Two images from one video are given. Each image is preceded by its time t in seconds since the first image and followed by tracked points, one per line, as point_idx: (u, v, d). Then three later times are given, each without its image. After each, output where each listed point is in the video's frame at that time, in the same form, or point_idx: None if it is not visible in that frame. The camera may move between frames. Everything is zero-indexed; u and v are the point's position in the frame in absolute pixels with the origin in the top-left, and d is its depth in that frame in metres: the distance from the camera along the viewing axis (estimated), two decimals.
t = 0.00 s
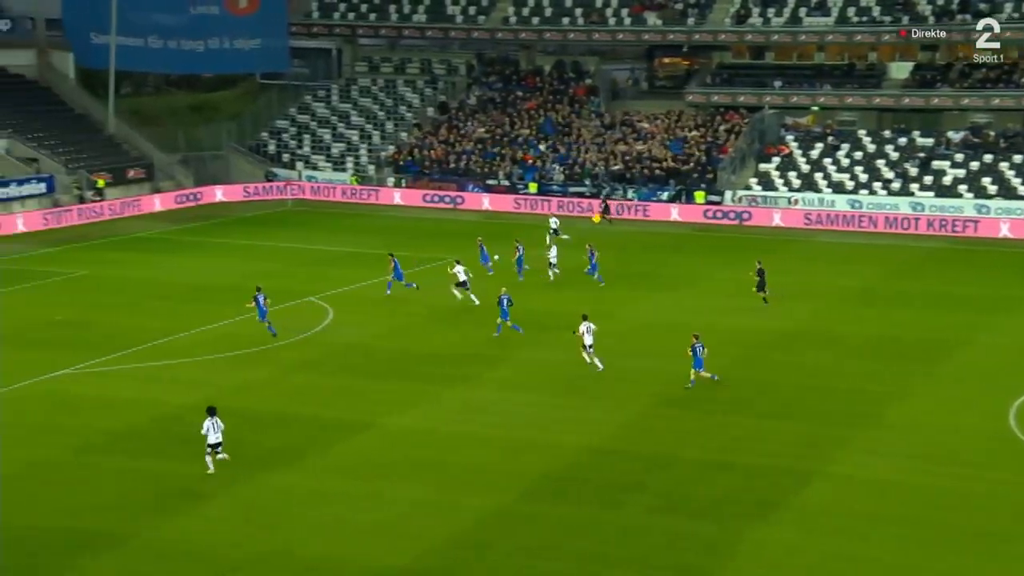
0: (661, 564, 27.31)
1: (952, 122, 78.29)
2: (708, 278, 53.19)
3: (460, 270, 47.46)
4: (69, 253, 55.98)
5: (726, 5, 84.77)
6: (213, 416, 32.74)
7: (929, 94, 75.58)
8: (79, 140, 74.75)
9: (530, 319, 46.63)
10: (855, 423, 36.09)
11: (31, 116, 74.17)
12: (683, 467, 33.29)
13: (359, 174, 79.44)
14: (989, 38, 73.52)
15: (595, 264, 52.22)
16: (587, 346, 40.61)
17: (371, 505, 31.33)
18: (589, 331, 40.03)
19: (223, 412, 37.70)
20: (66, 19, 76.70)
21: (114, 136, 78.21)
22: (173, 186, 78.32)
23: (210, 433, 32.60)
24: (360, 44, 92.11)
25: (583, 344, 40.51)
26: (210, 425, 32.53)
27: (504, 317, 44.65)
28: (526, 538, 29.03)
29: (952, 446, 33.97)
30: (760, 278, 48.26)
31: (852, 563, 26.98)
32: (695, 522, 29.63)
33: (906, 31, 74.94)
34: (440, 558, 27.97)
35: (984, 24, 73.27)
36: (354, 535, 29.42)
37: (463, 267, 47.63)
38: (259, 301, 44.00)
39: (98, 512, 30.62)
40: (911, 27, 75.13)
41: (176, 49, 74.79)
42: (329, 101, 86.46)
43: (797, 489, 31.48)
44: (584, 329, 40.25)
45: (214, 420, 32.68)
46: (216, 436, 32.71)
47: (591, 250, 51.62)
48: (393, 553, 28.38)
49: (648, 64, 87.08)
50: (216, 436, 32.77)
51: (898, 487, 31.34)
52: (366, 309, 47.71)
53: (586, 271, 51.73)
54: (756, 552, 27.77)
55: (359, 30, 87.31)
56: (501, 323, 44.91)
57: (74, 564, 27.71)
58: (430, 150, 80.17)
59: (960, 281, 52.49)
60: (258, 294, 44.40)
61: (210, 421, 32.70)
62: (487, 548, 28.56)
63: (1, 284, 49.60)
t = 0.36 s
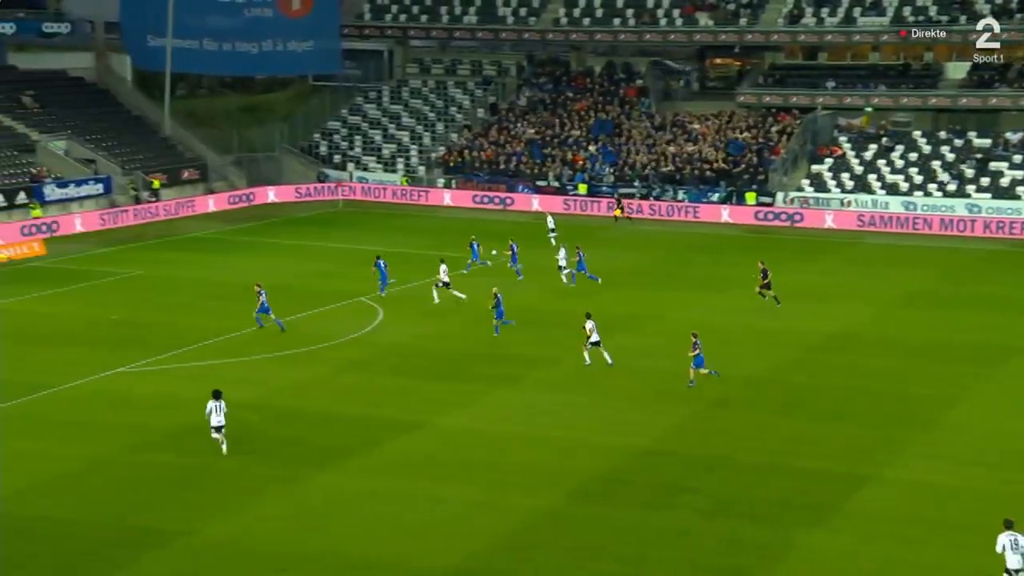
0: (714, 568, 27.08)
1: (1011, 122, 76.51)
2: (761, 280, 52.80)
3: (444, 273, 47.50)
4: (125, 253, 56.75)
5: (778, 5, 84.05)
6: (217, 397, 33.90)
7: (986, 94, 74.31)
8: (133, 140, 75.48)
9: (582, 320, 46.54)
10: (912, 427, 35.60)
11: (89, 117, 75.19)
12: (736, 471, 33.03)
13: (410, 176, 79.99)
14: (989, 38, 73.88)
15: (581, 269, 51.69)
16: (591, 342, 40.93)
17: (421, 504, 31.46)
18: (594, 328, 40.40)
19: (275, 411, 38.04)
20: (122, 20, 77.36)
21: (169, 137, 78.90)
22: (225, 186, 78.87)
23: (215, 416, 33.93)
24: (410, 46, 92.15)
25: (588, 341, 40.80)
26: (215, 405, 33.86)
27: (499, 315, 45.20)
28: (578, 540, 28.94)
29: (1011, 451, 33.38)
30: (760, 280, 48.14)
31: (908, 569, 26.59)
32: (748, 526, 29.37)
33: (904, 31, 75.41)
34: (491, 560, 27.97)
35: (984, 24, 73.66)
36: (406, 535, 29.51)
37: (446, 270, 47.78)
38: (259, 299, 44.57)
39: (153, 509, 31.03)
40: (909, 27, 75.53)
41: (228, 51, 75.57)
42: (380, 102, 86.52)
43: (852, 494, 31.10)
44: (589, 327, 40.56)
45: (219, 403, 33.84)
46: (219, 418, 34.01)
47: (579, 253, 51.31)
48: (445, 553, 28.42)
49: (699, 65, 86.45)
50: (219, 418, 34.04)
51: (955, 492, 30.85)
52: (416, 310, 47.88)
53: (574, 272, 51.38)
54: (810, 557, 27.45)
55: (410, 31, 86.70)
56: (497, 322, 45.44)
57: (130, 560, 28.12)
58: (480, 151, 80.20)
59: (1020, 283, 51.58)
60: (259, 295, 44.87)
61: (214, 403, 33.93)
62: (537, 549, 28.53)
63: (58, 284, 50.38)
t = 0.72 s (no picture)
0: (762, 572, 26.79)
1: None
2: (809, 282, 52.34)
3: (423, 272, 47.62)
4: (174, 253, 57.30)
5: (827, 5, 83.24)
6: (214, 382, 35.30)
7: None
8: (180, 141, 75.77)
9: (627, 321, 46.32)
10: (962, 431, 35.07)
11: (140, 118, 75.90)
12: (784, 474, 32.69)
13: (454, 177, 80.11)
14: (989, 38, 74.15)
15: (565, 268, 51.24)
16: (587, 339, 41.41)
17: (466, 504, 31.44)
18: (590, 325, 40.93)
19: (321, 411, 38.16)
20: (173, 20, 78.17)
21: (216, 138, 78.86)
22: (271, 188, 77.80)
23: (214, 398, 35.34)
24: (455, 47, 92.22)
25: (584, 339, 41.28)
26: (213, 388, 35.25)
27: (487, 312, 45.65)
28: (625, 542, 28.75)
29: None
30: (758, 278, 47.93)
31: None
32: (797, 530, 29.05)
33: (903, 30, 75.86)
34: (537, 561, 27.86)
35: (984, 24, 73.98)
36: (452, 535, 29.48)
37: (428, 269, 47.91)
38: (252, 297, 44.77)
39: (200, 507, 31.25)
40: (909, 27, 75.96)
41: (275, 53, 76.22)
42: (424, 104, 86.54)
43: (902, 498, 30.67)
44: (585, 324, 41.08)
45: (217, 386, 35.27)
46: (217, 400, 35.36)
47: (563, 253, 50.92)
48: (491, 553, 28.35)
49: (745, 66, 85.69)
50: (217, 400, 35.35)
51: (1008, 498, 30.33)
52: (461, 311, 47.85)
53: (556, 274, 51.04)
54: (860, 562, 27.09)
55: (455, 33, 86.59)
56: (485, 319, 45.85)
57: (178, 557, 28.33)
58: (524, 151, 80.20)
59: None
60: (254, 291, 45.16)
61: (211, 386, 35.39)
62: (583, 550, 28.39)
63: (108, 284, 50.89)
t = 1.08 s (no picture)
0: None
1: None
2: (867, 288, 51.07)
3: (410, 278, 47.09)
4: (222, 257, 57.09)
5: (890, 4, 81.67)
6: (217, 372, 36.15)
7: None
8: (226, 145, 75.51)
9: (680, 328, 45.37)
10: None
11: (190, 122, 75.98)
12: (843, 486, 31.60)
13: (503, 181, 79.35)
14: (989, 38, 74.06)
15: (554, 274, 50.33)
16: (588, 341, 41.05)
17: (516, 514, 30.66)
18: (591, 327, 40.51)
19: (368, 418, 37.55)
20: (220, 22, 78.27)
21: (263, 141, 78.39)
22: (318, 192, 77.59)
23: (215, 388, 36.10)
24: (505, 49, 91.23)
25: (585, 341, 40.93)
26: (214, 378, 36.10)
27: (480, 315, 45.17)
28: (678, 554, 27.84)
29: None
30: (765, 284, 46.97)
31: None
32: (858, 545, 27.98)
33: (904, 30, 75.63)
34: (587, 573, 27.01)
35: (984, 25, 73.82)
36: (499, 544, 28.72)
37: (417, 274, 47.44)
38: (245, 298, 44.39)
39: (245, 514, 30.72)
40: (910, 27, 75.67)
41: (324, 56, 76.25)
42: (473, 106, 85.89)
43: (967, 513, 29.50)
44: (586, 326, 40.71)
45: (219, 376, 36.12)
46: (220, 392, 36.18)
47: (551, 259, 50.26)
48: (539, 564, 27.56)
49: (803, 66, 84.08)
50: (219, 393, 36.15)
51: None
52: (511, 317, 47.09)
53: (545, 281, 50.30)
54: None
55: (506, 34, 85.53)
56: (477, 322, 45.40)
57: (221, 564, 27.79)
58: (575, 154, 79.40)
59: None
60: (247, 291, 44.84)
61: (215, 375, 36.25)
62: (635, 562, 27.51)
63: (156, 288, 50.73)
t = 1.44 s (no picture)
0: None
1: None
2: (928, 291, 49.55)
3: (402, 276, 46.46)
4: (268, 257, 56.50)
5: None
6: (218, 364, 35.95)
7: None
8: (272, 143, 75.10)
9: (733, 331, 44.16)
10: None
11: (235, 120, 75.56)
12: (905, 496, 30.33)
13: (554, 180, 78.60)
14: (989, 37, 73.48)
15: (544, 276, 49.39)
16: (588, 340, 40.33)
17: (566, 521, 29.63)
18: (590, 325, 39.75)
19: (414, 422, 36.65)
20: (267, 18, 78.21)
21: (309, 139, 77.93)
22: (364, 190, 76.47)
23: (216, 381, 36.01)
24: (556, 44, 89.21)
25: (585, 339, 40.21)
26: (215, 370, 35.97)
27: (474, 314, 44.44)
28: (733, 566, 26.75)
29: None
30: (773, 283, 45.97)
31: None
32: (923, 559, 26.74)
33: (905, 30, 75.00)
34: None
35: (985, 24, 73.22)
36: (547, 553, 27.76)
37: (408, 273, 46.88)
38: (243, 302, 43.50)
39: (289, 520, 29.90)
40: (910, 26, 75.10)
41: (370, 52, 75.32)
42: (523, 103, 84.83)
43: None
44: (586, 324, 39.97)
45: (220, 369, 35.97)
46: (220, 384, 36.14)
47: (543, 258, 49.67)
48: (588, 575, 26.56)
49: (866, 61, 83.12)
50: (220, 384, 36.12)
51: None
52: (560, 320, 46.04)
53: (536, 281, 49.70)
54: None
55: (557, 29, 84.20)
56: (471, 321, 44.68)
57: (262, 571, 27.01)
58: (628, 153, 78.05)
59: None
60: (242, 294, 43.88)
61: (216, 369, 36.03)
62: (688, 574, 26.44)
63: (201, 288, 50.20)
